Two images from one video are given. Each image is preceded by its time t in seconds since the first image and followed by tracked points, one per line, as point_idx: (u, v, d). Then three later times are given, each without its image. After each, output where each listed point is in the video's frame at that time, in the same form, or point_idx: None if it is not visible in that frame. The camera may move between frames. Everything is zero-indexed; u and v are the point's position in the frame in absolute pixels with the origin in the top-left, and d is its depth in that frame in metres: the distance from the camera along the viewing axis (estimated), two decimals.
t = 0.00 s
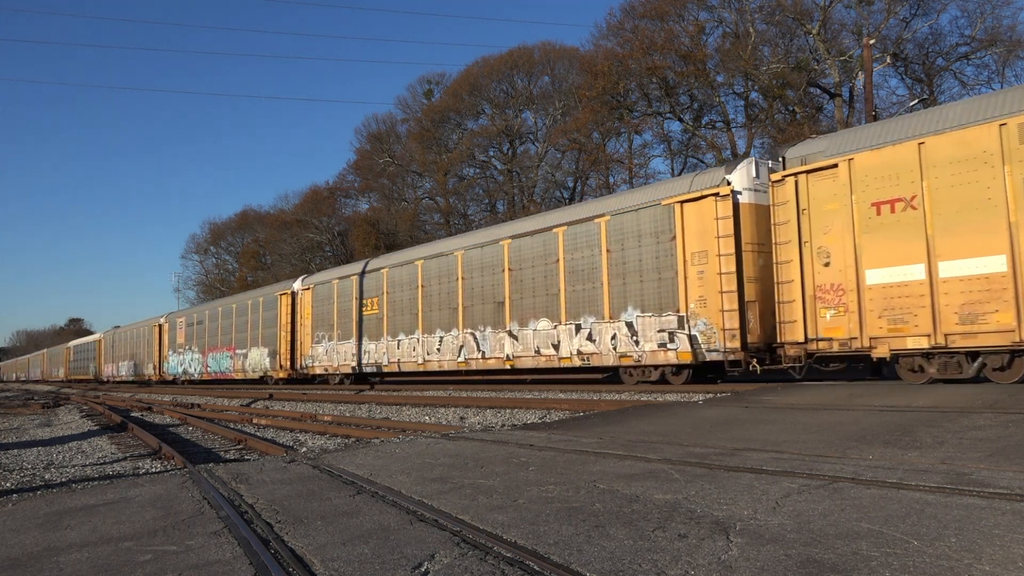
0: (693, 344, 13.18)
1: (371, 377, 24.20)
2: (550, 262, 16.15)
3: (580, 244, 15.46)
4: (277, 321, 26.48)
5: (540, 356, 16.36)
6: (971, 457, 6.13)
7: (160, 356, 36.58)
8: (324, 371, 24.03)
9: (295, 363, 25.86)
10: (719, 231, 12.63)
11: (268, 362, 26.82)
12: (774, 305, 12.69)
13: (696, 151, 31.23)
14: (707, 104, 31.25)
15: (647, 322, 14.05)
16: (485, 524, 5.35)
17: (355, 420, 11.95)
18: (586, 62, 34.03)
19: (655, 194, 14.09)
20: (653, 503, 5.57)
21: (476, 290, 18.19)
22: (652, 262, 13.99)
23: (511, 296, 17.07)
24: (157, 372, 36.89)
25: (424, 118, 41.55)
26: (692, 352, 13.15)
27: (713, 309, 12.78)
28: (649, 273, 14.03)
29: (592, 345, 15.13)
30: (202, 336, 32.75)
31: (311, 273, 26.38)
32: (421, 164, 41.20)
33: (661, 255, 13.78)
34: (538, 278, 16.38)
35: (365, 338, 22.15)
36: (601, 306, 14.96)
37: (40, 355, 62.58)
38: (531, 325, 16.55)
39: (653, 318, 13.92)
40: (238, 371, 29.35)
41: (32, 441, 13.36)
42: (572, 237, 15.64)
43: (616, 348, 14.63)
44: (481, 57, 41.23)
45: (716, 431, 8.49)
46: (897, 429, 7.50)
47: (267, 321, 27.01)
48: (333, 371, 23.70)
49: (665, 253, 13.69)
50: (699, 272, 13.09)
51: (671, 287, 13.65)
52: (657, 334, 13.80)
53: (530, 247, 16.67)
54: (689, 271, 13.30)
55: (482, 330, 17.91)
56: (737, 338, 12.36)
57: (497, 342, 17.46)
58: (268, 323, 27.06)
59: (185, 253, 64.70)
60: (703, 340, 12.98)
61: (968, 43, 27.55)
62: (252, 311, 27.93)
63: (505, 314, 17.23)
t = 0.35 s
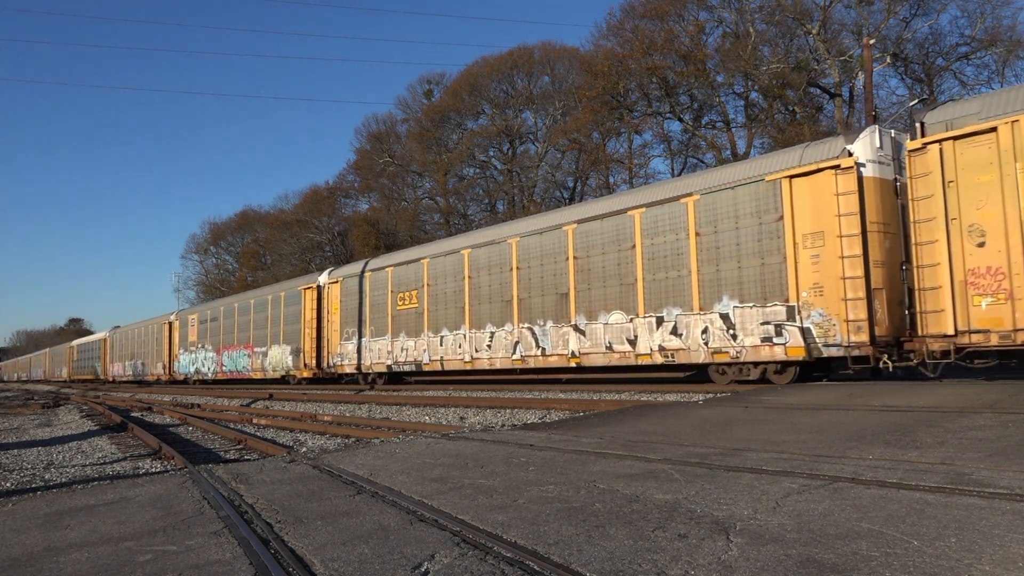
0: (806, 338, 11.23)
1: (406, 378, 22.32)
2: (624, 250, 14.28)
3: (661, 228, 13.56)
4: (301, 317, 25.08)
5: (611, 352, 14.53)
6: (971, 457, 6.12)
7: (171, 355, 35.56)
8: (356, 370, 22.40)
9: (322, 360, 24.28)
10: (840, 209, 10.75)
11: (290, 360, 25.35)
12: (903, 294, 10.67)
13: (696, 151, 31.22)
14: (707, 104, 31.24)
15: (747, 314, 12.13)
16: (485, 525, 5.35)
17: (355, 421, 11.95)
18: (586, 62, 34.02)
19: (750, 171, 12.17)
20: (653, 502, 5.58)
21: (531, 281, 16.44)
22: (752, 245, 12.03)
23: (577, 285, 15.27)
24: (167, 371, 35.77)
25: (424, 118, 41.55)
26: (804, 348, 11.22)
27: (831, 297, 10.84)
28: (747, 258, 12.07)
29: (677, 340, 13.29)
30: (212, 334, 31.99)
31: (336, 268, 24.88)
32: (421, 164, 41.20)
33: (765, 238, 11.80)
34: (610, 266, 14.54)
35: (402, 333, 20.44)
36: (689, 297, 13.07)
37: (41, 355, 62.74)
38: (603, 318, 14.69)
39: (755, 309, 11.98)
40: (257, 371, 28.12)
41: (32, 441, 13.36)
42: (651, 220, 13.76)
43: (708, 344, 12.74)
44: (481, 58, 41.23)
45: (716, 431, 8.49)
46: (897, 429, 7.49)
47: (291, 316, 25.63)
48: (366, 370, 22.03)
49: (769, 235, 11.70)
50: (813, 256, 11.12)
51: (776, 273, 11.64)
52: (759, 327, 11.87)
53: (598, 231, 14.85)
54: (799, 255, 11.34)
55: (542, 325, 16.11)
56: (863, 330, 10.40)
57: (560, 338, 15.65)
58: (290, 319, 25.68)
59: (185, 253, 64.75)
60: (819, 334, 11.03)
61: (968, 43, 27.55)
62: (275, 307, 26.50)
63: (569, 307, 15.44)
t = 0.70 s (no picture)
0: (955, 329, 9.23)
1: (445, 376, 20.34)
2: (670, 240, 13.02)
3: (729, 214, 11.99)
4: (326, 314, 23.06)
5: (701, 349, 12.51)
6: (971, 456, 6.12)
7: (183, 354, 34.05)
8: (390, 369, 20.30)
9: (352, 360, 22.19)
10: (997, 179, 8.81)
11: (315, 360, 23.36)
12: None
13: (696, 151, 31.22)
14: (707, 104, 31.23)
15: (874, 304, 10.11)
16: (485, 525, 5.35)
17: (355, 421, 11.95)
18: (586, 62, 34.02)
19: (841, 146, 10.54)
20: (653, 502, 5.58)
21: (553, 278, 15.43)
22: (882, 224, 9.98)
23: (656, 273, 13.26)
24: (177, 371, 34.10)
25: (424, 118, 41.55)
26: (952, 342, 9.24)
27: (986, 284, 8.90)
28: (847, 243, 10.38)
29: (784, 334, 11.23)
30: (224, 333, 30.50)
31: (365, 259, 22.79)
32: (421, 164, 41.19)
33: (873, 219, 10.05)
34: (698, 252, 12.49)
35: (445, 330, 18.29)
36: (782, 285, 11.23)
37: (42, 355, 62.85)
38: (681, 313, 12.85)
39: (887, 298, 9.95)
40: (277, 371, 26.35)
41: (32, 441, 13.36)
42: (718, 204, 12.18)
43: (825, 339, 10.67)
44: (481, 58, 41.23)
45: (716, 431, 8.49)
46: (897, 429, 7.49)
47: (315, 312, 23.63)
48: (403, 368, 19.95)
49: (904, 212, 9.69)
50: (949, 239, 9.27)
51: (888, 258, 9.91)
52: (893, 318, 9.85)
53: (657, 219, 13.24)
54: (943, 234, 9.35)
55: (614, 318, 14.07)
56: None
57: (636, 333, 13.66)
58: (314, 316, 23.69)
59: (185, 253, 64.76)
60: (972, 327, 9.04)
61: (968, 43, 27.56)
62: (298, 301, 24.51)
63: (633, 299, 13.71)
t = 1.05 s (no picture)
0: None
1: (494, 375, 18.59)
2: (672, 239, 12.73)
3: (739, 213, 11.63)
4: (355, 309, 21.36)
5: (815, 344, 10.69)
6: (972, 456, 6.12)
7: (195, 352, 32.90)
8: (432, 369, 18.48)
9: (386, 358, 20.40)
10: None
11: (345, 358, 21.65)
12: None
13: (696, 151, 31.19)
14: (707, 104, 31.24)
15: None
16: (485, 524, 5.35)
17: (355, 420, 11.96)
18: (586, 61, 34.01)
19: (854, 143, 10.24)
20: (653, 502, 5.57)
21: (554, 277, 15.18)
22: None
23: (757, 259, 11.38)
24: (188, 369, 32.98)
25: (424, 118, 41.54)
26: None
27: None
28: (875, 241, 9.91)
29: (925, 327, 9.47)
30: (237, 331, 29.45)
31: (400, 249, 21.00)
32: (421, 164, 41.19)
33: (904, 214, 9.58)
34: (810, 232, 10.65)
35: (496, 325, 16.47)
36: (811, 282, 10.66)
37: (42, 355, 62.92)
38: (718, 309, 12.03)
39: None
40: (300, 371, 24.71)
41: (32, 441, 13.36)
42: (725, 204, 11.85)
43: (980, 331, 8.96)
44: (481, 58, 41.22)
45: (716, 431, 8.49)
46: (897, 429, 7.50)
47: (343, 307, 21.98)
48: (446, 367, 18.11)
49: None
50: None
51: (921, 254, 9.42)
52: None
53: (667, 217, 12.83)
54: None
55: (705, 311, 12.22)
56: None
57: (731, 326, 11.81)
58: (342, 311, 22.00)
59: (185, 253, 64.78)
60: None
61: (968, 43, 27.57)
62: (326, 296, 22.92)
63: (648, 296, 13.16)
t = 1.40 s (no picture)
0: None
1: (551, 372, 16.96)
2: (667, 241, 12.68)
3: (733, 214, 11.61)
4: (388, 304, 19.71)
5: (966, 338, 9.07)
6: (972, 457, 6.12)
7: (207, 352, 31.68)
8: (481, 367, 16.70)
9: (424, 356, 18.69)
10: None
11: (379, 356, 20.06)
12: None
13: (696, 151, 31.18)
14: (707, 104, 31.25)
15: None
16: (485, 525, 5.35)
17: (355, 420, 11.95)
18: (586, 61, 34.01)
19: (852, 144, 10.19)
20: (653, 502, 5.58)
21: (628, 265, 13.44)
22: None
23: (883, 241, 9.78)
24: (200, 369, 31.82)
25: (424, 118, 41.53)
26: None
27: None
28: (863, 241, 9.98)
29: None
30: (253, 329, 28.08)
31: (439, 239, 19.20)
32: (421, 164, 41.18)
33: None
34: (949, 207, 9.12)
35: (559, 319, 14.74)
36: (802, 281, 10.70)
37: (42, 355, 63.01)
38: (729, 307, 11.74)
39: None
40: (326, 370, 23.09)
41: (32, 441, 13.35)
42: (720, 204, 11.82)
43: None
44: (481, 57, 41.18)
45: (716, 432, 8.49)
46: (897, 429, 7.50)
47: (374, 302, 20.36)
48: (496, 366, 16.31)
49: None
50: None
51: (977, 246, 8.90)
52: None
53: (700, 209, 12.15)
54: None
55: (820, 300, 10.53)
56: None
57: (854, 317, 10.16)
58: (373, 307, 20.43)
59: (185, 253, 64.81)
60: None
61: (968, 43, 27.56)
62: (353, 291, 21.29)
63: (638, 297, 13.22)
